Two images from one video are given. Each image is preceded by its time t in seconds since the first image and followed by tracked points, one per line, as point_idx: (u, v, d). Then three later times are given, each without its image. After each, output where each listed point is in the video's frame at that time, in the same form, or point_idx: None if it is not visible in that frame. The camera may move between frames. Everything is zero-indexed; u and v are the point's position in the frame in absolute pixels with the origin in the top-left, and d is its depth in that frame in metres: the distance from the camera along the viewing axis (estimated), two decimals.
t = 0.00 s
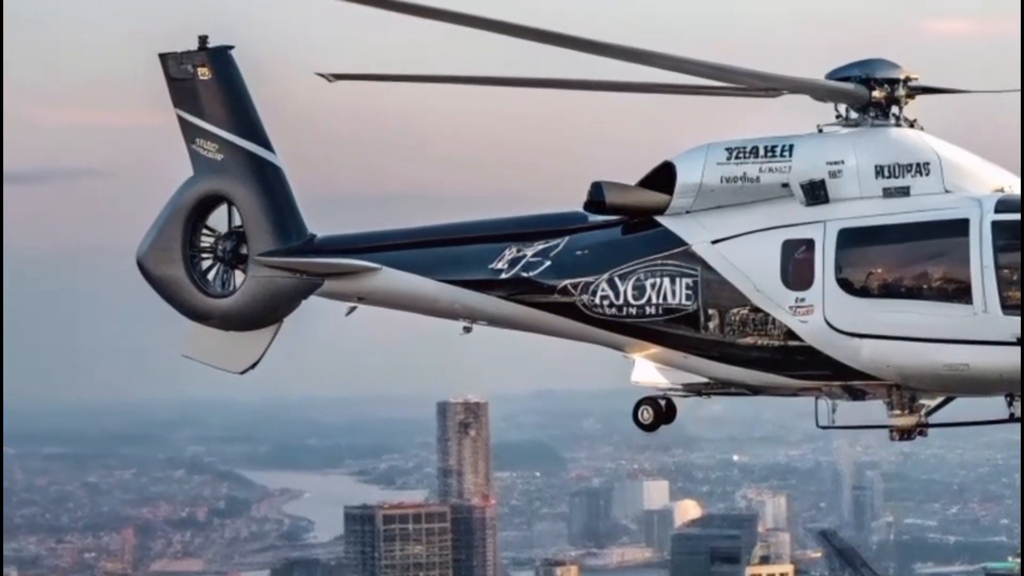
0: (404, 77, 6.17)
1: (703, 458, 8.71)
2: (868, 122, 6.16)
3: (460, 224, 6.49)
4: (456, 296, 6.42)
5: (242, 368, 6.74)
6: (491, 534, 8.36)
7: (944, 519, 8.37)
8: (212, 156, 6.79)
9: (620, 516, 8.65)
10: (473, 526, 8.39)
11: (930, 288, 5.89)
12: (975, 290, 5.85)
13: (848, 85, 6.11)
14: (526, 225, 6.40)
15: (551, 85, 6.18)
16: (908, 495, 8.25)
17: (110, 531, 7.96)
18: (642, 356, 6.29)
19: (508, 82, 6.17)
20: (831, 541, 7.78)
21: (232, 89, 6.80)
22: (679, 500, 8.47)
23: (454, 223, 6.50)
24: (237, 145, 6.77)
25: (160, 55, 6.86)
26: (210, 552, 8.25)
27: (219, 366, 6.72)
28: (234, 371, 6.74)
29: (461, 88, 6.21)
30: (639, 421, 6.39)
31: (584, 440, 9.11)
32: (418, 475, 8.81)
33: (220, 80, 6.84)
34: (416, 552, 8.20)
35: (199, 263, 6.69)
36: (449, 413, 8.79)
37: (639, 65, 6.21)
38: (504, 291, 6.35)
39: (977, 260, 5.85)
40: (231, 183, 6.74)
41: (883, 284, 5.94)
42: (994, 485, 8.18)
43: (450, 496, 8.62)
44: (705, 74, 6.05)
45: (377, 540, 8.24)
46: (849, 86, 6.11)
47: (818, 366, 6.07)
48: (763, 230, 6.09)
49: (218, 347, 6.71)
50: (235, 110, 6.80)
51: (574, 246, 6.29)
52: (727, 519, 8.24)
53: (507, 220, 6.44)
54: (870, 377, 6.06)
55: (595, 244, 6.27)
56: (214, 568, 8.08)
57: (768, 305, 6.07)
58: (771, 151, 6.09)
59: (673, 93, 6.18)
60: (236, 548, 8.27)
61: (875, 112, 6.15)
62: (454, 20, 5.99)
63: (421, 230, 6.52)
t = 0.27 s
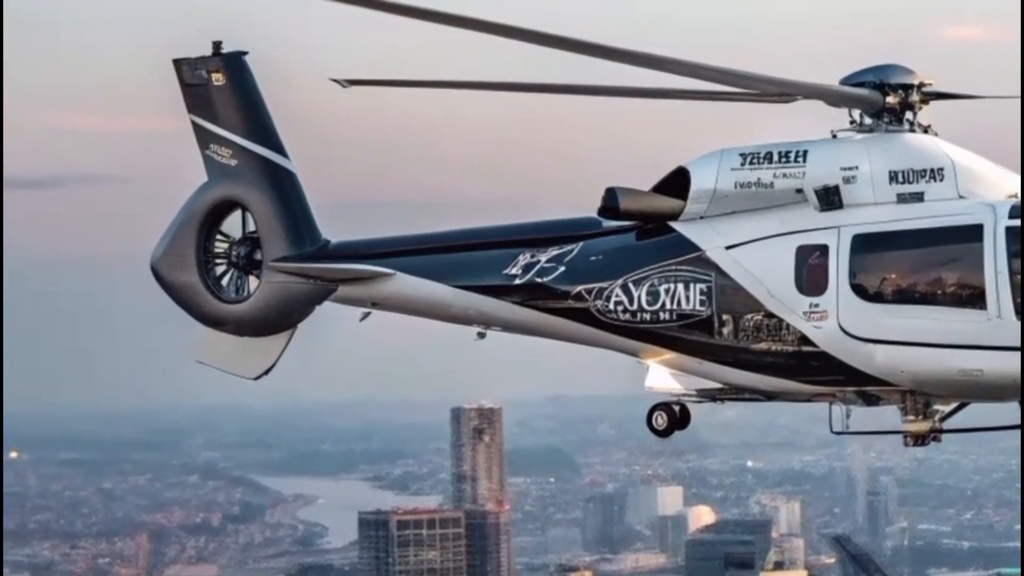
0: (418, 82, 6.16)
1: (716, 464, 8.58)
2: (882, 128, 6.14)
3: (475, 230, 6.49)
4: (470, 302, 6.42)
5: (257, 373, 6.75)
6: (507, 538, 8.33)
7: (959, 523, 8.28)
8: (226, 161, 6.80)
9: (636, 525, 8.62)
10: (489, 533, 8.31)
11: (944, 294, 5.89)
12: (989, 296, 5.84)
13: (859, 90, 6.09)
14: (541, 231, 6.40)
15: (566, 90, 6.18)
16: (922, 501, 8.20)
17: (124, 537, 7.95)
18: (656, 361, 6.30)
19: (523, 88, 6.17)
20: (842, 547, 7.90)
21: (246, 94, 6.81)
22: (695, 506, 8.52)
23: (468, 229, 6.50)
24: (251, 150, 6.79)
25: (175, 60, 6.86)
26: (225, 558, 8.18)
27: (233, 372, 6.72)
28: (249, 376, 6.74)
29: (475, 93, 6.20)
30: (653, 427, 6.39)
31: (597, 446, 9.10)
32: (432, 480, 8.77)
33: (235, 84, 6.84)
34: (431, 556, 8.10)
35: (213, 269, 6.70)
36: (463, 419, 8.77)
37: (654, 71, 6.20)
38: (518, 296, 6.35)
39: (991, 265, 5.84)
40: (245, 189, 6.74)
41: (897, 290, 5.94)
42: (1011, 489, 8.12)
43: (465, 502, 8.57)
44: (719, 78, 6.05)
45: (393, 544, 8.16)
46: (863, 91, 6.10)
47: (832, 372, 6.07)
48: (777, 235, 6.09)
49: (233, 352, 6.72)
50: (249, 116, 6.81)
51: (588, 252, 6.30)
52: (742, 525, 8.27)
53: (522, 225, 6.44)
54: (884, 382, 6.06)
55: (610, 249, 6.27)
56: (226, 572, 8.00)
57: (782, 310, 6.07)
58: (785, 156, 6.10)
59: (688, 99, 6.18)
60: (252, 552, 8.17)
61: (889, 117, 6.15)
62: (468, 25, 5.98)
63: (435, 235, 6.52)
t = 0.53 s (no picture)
0: (431, 88, 6.17)
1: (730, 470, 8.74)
2: (895, 133, 6.15)
3: (488, 236, 6.49)
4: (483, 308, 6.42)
5: (272, 379, 6.75)
6: (520, 544, 8.13)
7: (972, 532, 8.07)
8: (239, 167, 6.81)
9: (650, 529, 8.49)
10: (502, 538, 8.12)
11: (958, 299, 5.88)
12: (1003, 301, 5.84)
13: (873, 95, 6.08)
14: (554, 237, 6.40)
15: (580, 96, 6.18)
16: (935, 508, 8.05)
17: (138, 542, 7.96)
18: (670, 366, 6.30)
19: (537, 94, 6.17)
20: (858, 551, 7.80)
21: (260, 100, 6.81)
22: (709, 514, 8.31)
23: (482, 235, 6.50)
24: (265, 156, 6.80)
25: (189, 66, 6.87)
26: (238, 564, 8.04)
27: (246, 377, 6.72)
28: (263, 381, 6.75)
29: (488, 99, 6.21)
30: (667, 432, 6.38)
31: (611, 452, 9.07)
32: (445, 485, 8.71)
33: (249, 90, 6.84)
34: (445, 563, 7.95)
35: (227, 275, 6.71)
36: (477, 424, 8.83)
37: (667, 77, 6.21)
38: (532, 302, 6.35)
39: (1005, 271, 5.83)
40: (259, 195, 6.76)
41: (911, 295, 5.94)
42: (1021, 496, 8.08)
43: (481, 507, 8.38)
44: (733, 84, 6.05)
45: (406, 550, 7.98)
46: (876, 97, 6.10)
47: (846, 377, 6.07)
48: (791, 240, 6.10)
49: (247, 358, 6.72)
50: (263, 122, 6.81)
51: (602, 257, 6.29)
52: (756, 531, 8.06)
53: (536, 231, 6.44)
54: (898, 388, 6.06)
55: (623, 255, 6.27)
56: None
57: (796, 316, 6.07)
58: (799, 162, 6.08)
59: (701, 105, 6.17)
60: (265, 559, 8.03)
61: (903, 122, 6.15)
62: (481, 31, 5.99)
63: (448, 241, 6.51)
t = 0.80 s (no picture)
0: (424, 93, 6.29)
1: (720, 467, 8.55)
2: (881, 138, 6.26)
3: (481, 237, 6.61)
4: (476, 308, 6.54)
5: (268, 378, 6.87)
6: (512, 538, 8.13)
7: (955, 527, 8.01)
8: (237, 170, 6.94)
9: (638, 525, 8.37)
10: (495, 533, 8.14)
11: (942, 300, 6.01)
12: (985, 302, 5.96)
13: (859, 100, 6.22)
14: (546, 238, 6.52)
15: (570, 101, 6.31)
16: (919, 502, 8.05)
17: (137, 538, 8.07)
18: (659, 365, 6.42)
19: (528, 98, 6.29)
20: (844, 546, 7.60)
21: (258, 105, 6.93)
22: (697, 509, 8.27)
23: (475, 236, 6.62)
24: (262, 159, 6.92)
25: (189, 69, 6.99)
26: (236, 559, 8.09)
27: (243, 376, 6.85)
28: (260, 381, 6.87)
29: (481, 103, 6.33)
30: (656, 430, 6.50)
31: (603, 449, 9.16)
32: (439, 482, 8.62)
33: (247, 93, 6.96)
34: (439, 558, 7.96)
35: (225, 275, 6.83)
36: (468, 421, 8.70)
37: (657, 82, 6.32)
38: (524, 303, 6.47)
39: (988, 272, 5.96)
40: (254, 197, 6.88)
41: (896, 296, 6.06)
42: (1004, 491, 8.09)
43: (473, 503, 8.46)
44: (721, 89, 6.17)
45: (400, 545, 8.01)
46: (862, 102, 6.23)
47: (832, 375, 6.19)
48: (778, 242, 6.22)
49: (245, 357, 6.85)
50: (261, 126, 6.94)
51: (592, 259, 6.42)
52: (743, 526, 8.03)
53: (528, 233, 6.56)
54: (883, 386, 6.18)
55: (613, 256, 6.39)
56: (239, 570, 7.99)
57: (782, 316, 6.19)
58: (786, 165, 6.21)
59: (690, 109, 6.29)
60: (263, 554, 8.08)
61: (888, 127, 6.27)
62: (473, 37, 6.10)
63: (442, 242, 6.64)
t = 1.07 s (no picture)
0: (412, 97, 6.45)
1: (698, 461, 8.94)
2: (856, 140, 6.43)
3: (466, 237, 6.79)
4: (462, 306, 6.71)
5: (260, 374, 7.04)
6: (497, 531, 8.45)
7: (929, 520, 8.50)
8: (230, 172, 7.11)
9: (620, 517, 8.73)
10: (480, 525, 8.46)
11: (916, 298, 6.18)
12: (958, 300, 6.14)
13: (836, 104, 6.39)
14: (530, 238, 6.69)
15: (553, 104, 6.47)
16: (894, 496, 8.50)
17: (132, 530, 8.24)
18: (640, 362, 6.59)
19: (513, 102, 6.46)
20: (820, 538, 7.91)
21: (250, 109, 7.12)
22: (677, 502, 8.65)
23: (461, 236, 6.80)
24: (254, 162, 7.09)
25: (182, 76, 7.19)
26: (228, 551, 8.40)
27: (236, 372, 7.03)
28: (252, 377, 7.04)
29: (467, 107, 6.49)
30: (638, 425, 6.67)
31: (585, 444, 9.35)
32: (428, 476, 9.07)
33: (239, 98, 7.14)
34: (427, 549, 8.34)
35: (217, 274, 7.00)
36: (457, 417, 9.10)
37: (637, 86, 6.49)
38: (509, 301, 6.65)
39: (960, 271, 6.13)
40: (246, 198, 7.05)
41: (871, 294, 6.24)
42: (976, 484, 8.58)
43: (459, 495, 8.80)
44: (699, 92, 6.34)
45: (388, 537, 8.37)
46: (838, 105, 6.39)
47: (808, 372, 6.36)
48: (756, 242, 6.39)
49: (236, 354, 7.02)
50: (252, 129, 7.12)
51: (575, 258, 6.59)
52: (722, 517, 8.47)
53: (512, 233, 6.73)
54: (858, 383, 6.35)
55: (595, 256, 6.57)
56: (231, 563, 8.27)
57: (761, 314, 6.36)
58: (764, 167, 6.39)
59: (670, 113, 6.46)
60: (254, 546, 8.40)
61: (863, 130, 6.44)
62: (459, 42, 6.27)
63: (429, 242, 6.81)
